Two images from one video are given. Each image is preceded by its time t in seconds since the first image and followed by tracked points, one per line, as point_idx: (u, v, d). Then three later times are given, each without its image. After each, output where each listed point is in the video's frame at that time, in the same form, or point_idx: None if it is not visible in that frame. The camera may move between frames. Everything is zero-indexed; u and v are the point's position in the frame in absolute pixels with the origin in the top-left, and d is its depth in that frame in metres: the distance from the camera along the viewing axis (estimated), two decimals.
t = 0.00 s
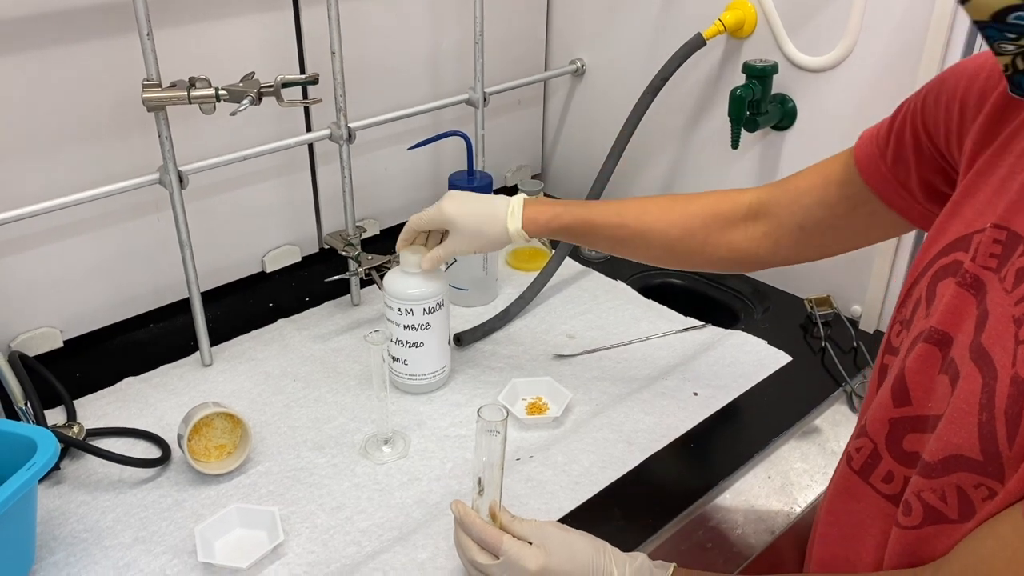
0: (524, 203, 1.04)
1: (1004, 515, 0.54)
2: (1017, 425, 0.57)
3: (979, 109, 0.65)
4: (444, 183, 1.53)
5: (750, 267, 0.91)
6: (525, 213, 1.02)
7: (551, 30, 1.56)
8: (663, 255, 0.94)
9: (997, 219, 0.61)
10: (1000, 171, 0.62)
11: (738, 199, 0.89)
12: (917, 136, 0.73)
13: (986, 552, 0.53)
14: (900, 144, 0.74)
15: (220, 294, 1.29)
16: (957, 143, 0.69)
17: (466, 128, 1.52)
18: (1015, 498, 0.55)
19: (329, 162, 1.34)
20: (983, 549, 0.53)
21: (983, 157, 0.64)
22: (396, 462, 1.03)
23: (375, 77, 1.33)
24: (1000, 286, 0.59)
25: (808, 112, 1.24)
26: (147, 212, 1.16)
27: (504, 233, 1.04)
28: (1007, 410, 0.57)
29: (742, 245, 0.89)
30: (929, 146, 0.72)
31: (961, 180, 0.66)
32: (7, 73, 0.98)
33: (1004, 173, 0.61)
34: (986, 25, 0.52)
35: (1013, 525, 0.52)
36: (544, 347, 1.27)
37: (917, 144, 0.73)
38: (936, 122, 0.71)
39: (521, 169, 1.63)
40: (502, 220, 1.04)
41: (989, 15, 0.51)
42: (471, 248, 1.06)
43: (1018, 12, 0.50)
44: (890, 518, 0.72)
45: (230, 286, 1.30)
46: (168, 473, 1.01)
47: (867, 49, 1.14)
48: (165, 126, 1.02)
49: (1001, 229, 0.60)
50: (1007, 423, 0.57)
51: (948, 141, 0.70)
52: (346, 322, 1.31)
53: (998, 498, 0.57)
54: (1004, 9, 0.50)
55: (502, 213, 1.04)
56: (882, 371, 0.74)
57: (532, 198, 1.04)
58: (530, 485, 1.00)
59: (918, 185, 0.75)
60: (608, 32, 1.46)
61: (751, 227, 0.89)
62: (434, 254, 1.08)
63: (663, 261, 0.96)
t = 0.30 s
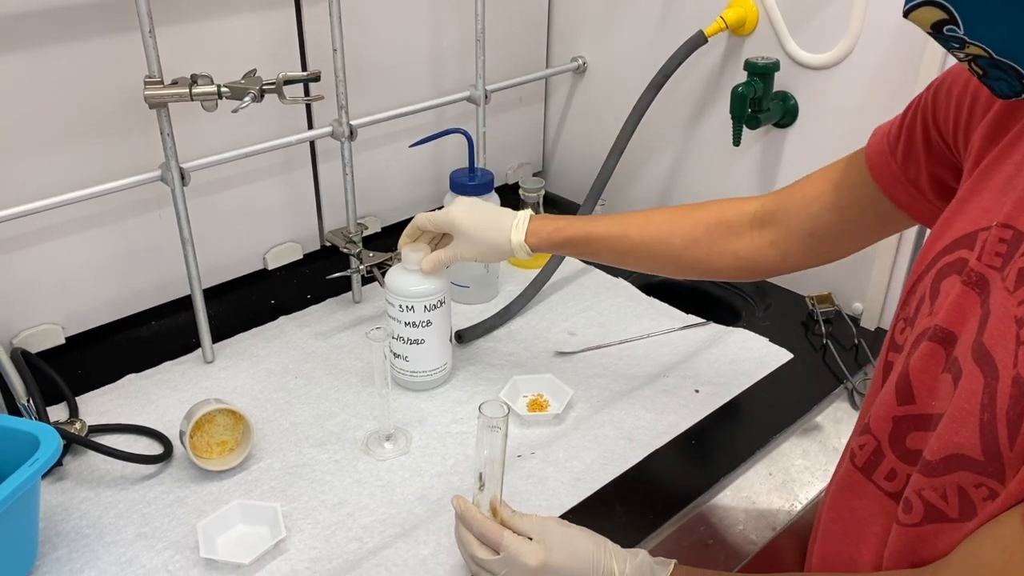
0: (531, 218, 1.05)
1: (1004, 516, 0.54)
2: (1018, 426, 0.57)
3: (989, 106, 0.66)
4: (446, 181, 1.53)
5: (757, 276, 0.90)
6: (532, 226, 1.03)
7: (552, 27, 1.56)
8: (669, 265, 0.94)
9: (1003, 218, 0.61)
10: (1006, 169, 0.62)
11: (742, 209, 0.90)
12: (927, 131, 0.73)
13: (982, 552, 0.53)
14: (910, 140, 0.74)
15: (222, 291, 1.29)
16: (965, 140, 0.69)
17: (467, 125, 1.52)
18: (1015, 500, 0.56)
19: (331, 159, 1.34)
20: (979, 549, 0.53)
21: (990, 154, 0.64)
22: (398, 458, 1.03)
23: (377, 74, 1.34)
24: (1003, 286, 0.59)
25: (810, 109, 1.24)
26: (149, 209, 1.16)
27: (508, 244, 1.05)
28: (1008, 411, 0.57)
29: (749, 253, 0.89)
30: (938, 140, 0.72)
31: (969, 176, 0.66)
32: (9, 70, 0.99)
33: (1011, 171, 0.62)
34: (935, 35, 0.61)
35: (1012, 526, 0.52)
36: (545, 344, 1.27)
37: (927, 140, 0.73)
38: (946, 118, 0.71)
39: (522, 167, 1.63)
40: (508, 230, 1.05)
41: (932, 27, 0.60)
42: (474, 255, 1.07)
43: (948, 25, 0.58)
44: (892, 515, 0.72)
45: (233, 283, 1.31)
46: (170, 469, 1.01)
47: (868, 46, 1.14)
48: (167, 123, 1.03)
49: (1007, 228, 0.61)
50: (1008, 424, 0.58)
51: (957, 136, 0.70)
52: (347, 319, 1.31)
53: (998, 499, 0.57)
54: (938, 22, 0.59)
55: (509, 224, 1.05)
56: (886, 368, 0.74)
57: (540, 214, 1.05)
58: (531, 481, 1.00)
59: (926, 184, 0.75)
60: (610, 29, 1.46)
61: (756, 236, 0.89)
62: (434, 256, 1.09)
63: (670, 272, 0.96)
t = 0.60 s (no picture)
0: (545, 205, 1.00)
1: (1002, 517, 0.54)
2: (1017, 426, 0.57)
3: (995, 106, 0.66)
4: (445, 178, 1.53)
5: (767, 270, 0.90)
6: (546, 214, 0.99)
7: (551, 24, 1.56)
8: (681, 257, 0.93)
9: (1005, 216, 0.60)
10: (1009, 168, 0.62)
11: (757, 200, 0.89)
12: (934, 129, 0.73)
13: (979, 553, 0.53)
14: (916, 138, 0.75)
15: (220, 288, 1.29)
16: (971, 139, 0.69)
17: (466, 122, 1.52)
18: (1012, 501, 0.56)
19: (330, 156, 1.34)
20: (975, 550, 0.54)
21: (994, 154, 0.64)
22: (396, 455, 1.04)
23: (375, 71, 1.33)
24: (1005, 285, 0.59)
25: (809, 106, 1.24)
26: (147, 206, 1.16)
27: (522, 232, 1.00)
28: (1007, 412, 0.57)
29: (762, 246, 0.88)
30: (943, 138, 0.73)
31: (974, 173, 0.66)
32: (7, 66, 0.98)
33: (1015, 169, 0.61)
34: (940, 44, 0.62)
35: (1009, 529, 0.52)
36: (543, 342, 1.27)
37: (934, 138, 0.73)
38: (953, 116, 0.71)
39: (521, 164, 1.63)
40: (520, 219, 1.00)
41: (935, 36, 0.61)
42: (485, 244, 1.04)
43: (951, 32, 0.59)
44: (890, 513, 0.72)
45: (230, 280, 1.30)
46: (168, 466, 1.01)
47: (867, 43, 1.14)
48: (165, 120, 1.03)
49: (1009, 226, 0.60)
50: (1007, 424, 0.58)
51: (963, 135, 0.70)
52: (346, 316, 1.31)
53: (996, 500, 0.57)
54: (942, 30, 0.60)
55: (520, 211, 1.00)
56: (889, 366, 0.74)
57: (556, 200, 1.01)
58: (529, 478, 1.00)
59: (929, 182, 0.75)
60: (609, 26, 1.46)
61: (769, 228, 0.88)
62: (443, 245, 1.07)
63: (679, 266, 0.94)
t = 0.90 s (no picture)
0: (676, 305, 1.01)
1: (999, 513, 0.54)
2: (1013, 419, 0.57)
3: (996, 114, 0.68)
4: (443, 177, 1.53)
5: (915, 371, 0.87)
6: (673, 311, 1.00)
7: (550, 22, 1.56)
8: (814, 360, 0.91)
9: (1002, 212, 0.61)
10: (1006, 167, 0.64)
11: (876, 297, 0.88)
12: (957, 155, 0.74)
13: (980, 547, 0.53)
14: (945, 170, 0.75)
15: (219, 286, 1.29)
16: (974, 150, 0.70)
17: (465, 121, 1.52)
18: (1010, 495, 0.56)
19: (328, 155, 1.34)
20: (976, 545, 0.54)
21: (991, 155, 0.66)
22: (394, 453, 1.04)
23: (373, 70, 1.33)
24: (1001, 279, 0.59)
25: (807, 105, 1.24)
26: (146, 204, 1.16)
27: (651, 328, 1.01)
28: (1004, 405, 0.57)
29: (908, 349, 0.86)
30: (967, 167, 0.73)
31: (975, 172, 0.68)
32: (4, 65, 0.98)
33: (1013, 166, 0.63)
34: (947, 47, 0.65)
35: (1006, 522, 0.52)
36: (541, 340, 1.27)
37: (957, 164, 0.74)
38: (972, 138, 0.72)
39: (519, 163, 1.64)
40: (650, 311, 1.01)
41: (944, 39, 0.64)
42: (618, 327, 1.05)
43: (960, 33, 0.62)
44: (887, 509, 0.73)
45: (230, 278, 1.30)
46: (167, 465, 1.01)
47: (865, 41, 1.14)
48: (163, 118, 1.03)
49: (1005, 222, 0.61)
50: (1003, 417, 0.58)
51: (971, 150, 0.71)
52: (344, 314, 1.31)
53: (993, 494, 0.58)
54: (951, 32, 0.63)
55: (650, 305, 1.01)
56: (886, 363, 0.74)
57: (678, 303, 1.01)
58: (528, 476, 1.00)
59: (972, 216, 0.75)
60: (607, 24, 1.46)
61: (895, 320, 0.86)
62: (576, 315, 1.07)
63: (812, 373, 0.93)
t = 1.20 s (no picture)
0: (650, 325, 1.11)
1: (1001, 503, 0.54)
2: (1016, 411, 0.57)
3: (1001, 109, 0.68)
4: (442, 174, 1.53)
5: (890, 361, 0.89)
6: (649, 326, 1.10)
7: (549, 19, 1.55)
8: (786, 359, 0.96)
9: (1008, 207, 0.61)
10: (1013, 162, 0.64)
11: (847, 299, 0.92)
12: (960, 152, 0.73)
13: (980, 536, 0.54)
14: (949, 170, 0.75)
15: (218, 284, 1.29)
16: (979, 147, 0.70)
17: (463, 118, 1.52)
18: (1012, 486, 0.56)
19: (326, 152, 1.34)
20: (976, 535, 0.54)
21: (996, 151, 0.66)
22: (392, 450, 1.04)
23: (372, 67, 1.33)
24: (1007, 273, 0.60)
25: (805, 102, 1.24)
26: (144, 202, 1.16)
27: (632, 351, 1.11)
28: (1007, 397, 0.57)
29: (876, 338, 0.89)
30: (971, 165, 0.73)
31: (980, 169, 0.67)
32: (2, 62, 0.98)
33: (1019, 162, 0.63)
34: (946, 54, 0.67)
35: (1006, 511, 0.53)
36: (540, 338, 1.27)
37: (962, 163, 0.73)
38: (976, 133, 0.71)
39: (519, 160, 1.64)
40: (626, 334, 1.11)
41: (940, 47, 0.66)
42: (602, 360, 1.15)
43: (953, 41, 0.64)
44: (888, 502, 0.73)
45: (229, 276, 1.30)
46: (166, 462, 1.01)
47: (863, 39, 1.14)
48: (161, 116, 1.03)
49: (1012, 215, 0.61)
50: (1006, 409, 0.57)
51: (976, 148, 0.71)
52: (343, 312, 1.31)
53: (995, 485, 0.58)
54: (944, 40, 0.65)
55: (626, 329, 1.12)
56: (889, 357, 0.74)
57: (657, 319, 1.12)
58: (527, 473, 1.00)
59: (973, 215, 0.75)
60: (605, 22, 1.46)
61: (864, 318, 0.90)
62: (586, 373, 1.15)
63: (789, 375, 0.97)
